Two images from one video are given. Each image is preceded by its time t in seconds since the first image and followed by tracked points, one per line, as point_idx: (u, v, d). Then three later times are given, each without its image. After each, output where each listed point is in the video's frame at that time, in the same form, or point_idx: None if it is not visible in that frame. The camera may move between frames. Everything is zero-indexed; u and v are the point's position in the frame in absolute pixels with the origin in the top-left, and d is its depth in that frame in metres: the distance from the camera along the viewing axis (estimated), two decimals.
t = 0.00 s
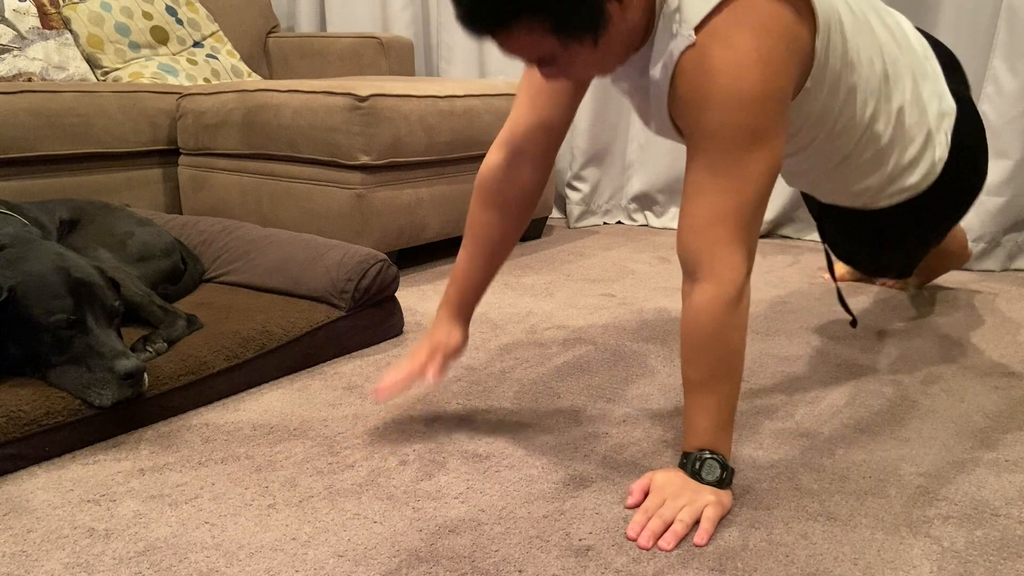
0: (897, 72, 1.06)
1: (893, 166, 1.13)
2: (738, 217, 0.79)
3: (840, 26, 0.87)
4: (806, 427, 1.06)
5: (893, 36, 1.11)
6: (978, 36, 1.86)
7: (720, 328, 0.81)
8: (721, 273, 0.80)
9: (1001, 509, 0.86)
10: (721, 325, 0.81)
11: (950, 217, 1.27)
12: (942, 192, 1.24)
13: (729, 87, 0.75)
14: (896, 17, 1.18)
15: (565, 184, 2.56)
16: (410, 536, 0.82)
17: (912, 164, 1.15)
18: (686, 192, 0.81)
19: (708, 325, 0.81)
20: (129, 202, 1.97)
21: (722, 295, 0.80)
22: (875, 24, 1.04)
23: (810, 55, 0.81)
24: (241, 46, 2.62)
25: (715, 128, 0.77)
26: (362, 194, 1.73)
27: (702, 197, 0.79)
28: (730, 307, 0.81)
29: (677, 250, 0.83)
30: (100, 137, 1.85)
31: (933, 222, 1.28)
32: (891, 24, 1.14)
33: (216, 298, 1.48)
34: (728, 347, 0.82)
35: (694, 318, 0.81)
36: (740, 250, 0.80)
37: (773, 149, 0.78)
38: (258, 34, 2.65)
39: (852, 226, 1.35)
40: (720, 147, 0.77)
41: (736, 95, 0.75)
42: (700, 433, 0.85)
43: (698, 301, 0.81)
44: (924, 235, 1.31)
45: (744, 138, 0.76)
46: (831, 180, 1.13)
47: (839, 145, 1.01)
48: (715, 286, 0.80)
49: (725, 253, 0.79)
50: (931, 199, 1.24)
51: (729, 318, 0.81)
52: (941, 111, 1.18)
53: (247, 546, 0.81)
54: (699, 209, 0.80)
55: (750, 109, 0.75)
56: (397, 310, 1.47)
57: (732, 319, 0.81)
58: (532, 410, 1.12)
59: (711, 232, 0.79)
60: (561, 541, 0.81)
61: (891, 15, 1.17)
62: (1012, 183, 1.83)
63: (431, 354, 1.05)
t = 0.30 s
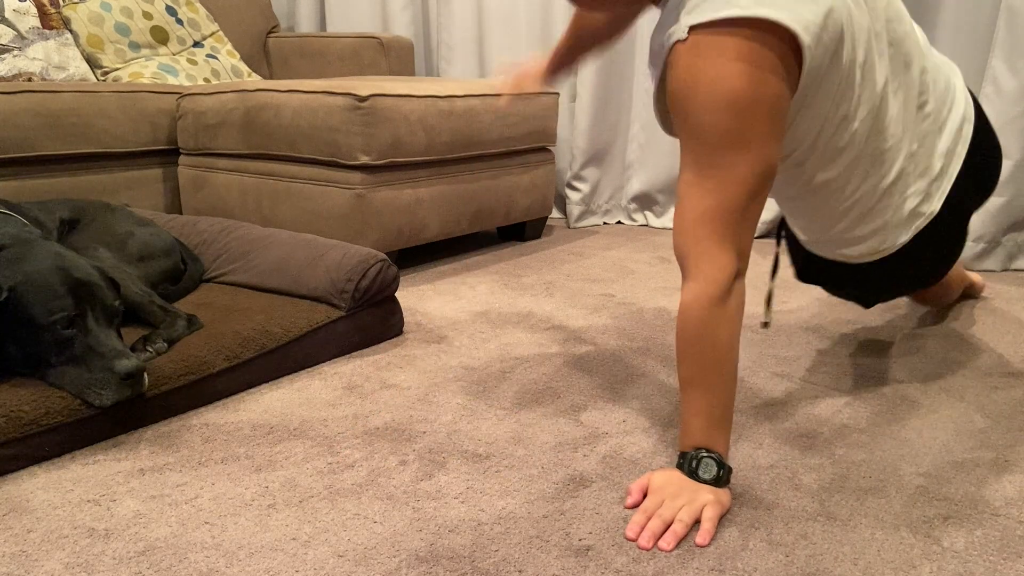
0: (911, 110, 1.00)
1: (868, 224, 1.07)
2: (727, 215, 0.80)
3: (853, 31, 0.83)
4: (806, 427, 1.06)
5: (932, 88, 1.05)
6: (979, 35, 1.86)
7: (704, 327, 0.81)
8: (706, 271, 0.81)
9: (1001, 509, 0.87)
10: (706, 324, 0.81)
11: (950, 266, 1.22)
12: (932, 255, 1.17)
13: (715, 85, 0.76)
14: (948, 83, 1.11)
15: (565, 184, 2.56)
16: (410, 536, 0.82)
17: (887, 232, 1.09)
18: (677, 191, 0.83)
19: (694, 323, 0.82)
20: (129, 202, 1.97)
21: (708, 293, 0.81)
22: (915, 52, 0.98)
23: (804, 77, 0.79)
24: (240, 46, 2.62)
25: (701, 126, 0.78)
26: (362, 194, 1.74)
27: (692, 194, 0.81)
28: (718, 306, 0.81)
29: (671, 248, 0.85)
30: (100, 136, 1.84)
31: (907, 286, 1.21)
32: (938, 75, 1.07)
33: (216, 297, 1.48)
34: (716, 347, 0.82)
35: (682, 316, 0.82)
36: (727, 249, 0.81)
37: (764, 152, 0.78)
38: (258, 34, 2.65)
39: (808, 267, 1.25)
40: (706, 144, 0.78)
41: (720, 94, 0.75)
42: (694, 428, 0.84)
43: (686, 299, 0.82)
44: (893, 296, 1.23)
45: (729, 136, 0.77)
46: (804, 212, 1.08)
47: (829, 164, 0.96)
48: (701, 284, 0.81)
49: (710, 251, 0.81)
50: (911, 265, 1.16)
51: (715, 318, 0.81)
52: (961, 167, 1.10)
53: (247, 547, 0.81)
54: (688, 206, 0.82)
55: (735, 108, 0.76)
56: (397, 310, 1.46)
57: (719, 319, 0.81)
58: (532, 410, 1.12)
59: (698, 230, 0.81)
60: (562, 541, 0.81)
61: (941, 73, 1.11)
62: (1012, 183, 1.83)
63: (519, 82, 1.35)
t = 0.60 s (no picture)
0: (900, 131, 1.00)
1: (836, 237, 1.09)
2: (728, 214, 0.80)
3: (851, 60, 0.82)
4: (807, 427, 1.06)
5: (926, 120, 1.04)
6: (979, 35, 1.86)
7: (705, 326, 0.81)
8: (707, 270, 0.81)
9: (1001, 509, 0.86)
10: (706, 323, 0.81)
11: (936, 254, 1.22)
12: (908, 268, 1.19)
13: (717, 87, 0.76)
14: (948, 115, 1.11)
15: (565, 184, 2.56)
16: (410, 536, 0.82)
17: (852, 249, 1.11)
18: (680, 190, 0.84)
19: (696, 322, 0.82)
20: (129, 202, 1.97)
21: (709, 292, 0.81)
22: (914, 80, 0.98)
23: (803, 101, 0.79)
24: (240, 46, 2.62)
25: (702, 127, 0.78)
26: (362, 194, 1.74)
27: (694, 195, 0.81)
28: (719, 304, 0.81)
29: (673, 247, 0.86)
30: (100, 136, 1.84)
31: (888, 292, 1.21)
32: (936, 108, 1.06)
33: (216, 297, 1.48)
34: (717, 347, 0.82)
35: (683, 315, 0.83)
36: (728, 248, 0.81)
37: (765, 154, 0.78)
38: (258, 34, 2.65)
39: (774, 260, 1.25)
40: (706, 145, 0.78)
41: (721, 96, 0.76)
42: (693, 428, 0.84)
43: (688, 298, 0.82)
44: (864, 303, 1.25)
45: (730, 137, 0.77)
46: (781, 217, 1.09)
47: (813, 173, 0.96)
48: (702, 282, 0.81)
49: (711, 251, 0.81)
50: (892, 273, 1.17)
51: (716, 316, 0.81)
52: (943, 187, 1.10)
53: (247, 546, 0.81)
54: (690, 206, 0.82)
55: (735, 110, 0.76)
56: (397, 310, 1.46)
57: (720, 318, 0.81)
58: (532, 410, 1.12)
59: (698, 230, 0.81)
60: (561, 541, 0.81)
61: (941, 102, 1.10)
62: (1012, 183, 1.83)
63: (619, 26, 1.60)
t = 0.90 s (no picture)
0: (892, 125, 1.00)
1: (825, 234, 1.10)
2: (727, 214, 0.80)
3: (849, 62, 0.82)
4: (807, 427, 1.06)
5: (917, 115, 1.04)
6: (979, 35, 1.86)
7: (705, 327, 0.81)
8: (709, 270, 0.81)
9: (1001, 509, 0.86)
10: (707, 324, 0.81)
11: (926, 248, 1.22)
12: (902, 265, 1.20)
13: (718, 86, 0.75)
14: (941, 109, 1.10)
15: (565, 184, 2.56)
16: (410, 536, 0.82)
17: (842, 247, 1.12)
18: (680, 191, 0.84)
19: (696, 323, 0.82)
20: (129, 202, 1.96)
21: (710, 292, 0.81)
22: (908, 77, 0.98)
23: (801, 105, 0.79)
24: (240, 46, 2.62)
25: (702, 125, 0.78)
26: (362, 194, 1.74)
27: (694, 195, 0.81)
28: (720, 305, 0.81)
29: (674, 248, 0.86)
30: (100, 137, 1.84)
31: (882, 285, 1.21)
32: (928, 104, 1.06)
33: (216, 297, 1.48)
34: (716, 348, 0.82)
35: (681, 315, 0.83)
36: (729, 249, 0.81)
37: (765, 156, 0.79)
38: (258, 34, 2.65)
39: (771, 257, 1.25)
40: (708, 146, 0.78)
41: (722, 94, 0.76)
42: (692, 428, 0.84)
43: (688, 298, 0.82)
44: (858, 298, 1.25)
45: (730, 136, 0.77)
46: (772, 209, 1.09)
47: (808, 170, 0.97)
48: (703, 283, 0.81)
49: (713, 251, 0.81)
50: (885, 269, 1.17)
51: (716, 317, 0.81)
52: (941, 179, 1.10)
53: (247, 546, 0.81)
54: (691, 206, 0.82)
55: (735, 111, 0.76)
56: (397, 310, 1.46)
57: (720, 318, 0.82)
58: (532, 410, 1.12)
59: (699, 230, 0.81)
60: (561, 540, 0.81)
61: (931, 92, 1.10)
62: (1012, 183, 1.83)
63: None
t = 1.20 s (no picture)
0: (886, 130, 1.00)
1: (824, 240, 1.11)
2: (729, 215, 0.81)
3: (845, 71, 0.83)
4: (807, 427, 1.06)
5: (912, 119, 1.04)
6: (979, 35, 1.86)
7: (708, 327, 0.82)
8: (710, 270, 0.81)
9: (1001, 509, 0.86)
10: (709, 323, 0.81)
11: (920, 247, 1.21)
12: (897, 264, 1.20)
13: (713, 89, 0.76)
14: (937, 113, 1.10)
15: (565, 184, 2.56)
16: (410, 536, 0.82)
17: (841, 251, 1.12)
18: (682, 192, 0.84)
19: (699, 323, 0.82)
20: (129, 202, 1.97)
21: (712, 292, 0.81)
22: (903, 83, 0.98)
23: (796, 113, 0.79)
24: (240, 46, 2.62)
25: (698, 128, 0.78)
26: (362, 194, 1.74)
27: (694, 196, 0.82)
28: (722, 304, 0.82)
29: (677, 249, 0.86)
30: (100, 137, 1.84)
31: (877, 283, 1.20)
32: (926, 111, 1.07)
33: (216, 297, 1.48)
34: (720, 348, 0.82)
35: (686, 316, 0.83)
36: (731, 250, 0.81)
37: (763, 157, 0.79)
38: (258, 34, 2.65)
39: (766, 254, 1.25)
40: (705, 148, 0.79)
41: (717, 97, 0.76)
42: (693, 430, 0.85)
43: (691, 298, 0.83)
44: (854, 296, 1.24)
45: (726, 138, 0.77)
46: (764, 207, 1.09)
47: (805, 175, 0.98)
48: (705, 283, 0.82)
49: (714, 252, 0.81)
50: (880, 267, 1.17)
51: (719, 317, 0.81)
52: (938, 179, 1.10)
53: (247, 546, 0.81)
54: (691, 208, 0.82)
55: (730, 115, 0.76)
56: (397, 310, 1.46)
57: (723, 318, 0.82)
58: (532, 410, 1.12)
59: (700, 231, 0.82)
60: (561, 540, 0.81)
61: (929, 98, 1.10)
62: (1012, 183, 1.83)
63: None
